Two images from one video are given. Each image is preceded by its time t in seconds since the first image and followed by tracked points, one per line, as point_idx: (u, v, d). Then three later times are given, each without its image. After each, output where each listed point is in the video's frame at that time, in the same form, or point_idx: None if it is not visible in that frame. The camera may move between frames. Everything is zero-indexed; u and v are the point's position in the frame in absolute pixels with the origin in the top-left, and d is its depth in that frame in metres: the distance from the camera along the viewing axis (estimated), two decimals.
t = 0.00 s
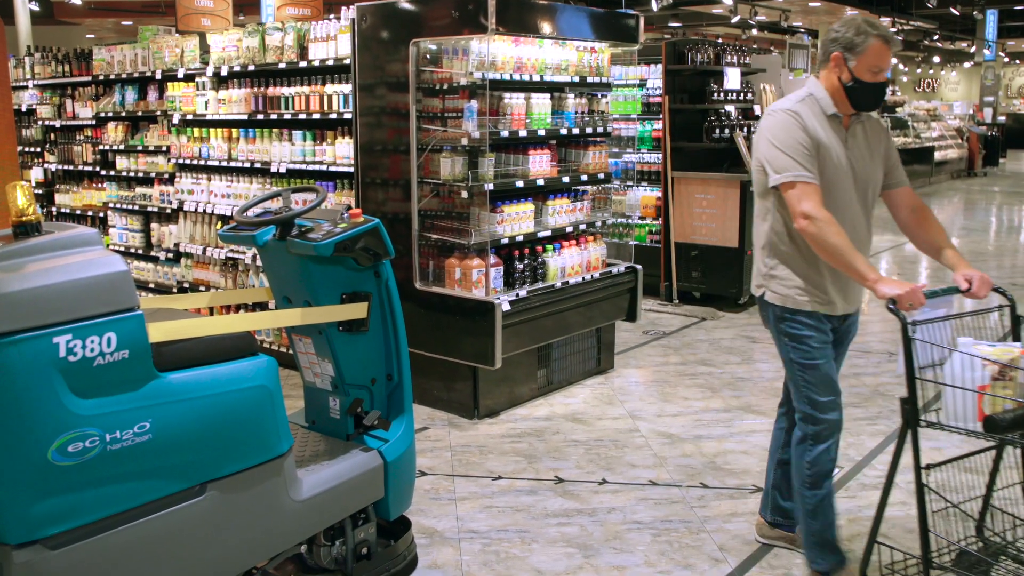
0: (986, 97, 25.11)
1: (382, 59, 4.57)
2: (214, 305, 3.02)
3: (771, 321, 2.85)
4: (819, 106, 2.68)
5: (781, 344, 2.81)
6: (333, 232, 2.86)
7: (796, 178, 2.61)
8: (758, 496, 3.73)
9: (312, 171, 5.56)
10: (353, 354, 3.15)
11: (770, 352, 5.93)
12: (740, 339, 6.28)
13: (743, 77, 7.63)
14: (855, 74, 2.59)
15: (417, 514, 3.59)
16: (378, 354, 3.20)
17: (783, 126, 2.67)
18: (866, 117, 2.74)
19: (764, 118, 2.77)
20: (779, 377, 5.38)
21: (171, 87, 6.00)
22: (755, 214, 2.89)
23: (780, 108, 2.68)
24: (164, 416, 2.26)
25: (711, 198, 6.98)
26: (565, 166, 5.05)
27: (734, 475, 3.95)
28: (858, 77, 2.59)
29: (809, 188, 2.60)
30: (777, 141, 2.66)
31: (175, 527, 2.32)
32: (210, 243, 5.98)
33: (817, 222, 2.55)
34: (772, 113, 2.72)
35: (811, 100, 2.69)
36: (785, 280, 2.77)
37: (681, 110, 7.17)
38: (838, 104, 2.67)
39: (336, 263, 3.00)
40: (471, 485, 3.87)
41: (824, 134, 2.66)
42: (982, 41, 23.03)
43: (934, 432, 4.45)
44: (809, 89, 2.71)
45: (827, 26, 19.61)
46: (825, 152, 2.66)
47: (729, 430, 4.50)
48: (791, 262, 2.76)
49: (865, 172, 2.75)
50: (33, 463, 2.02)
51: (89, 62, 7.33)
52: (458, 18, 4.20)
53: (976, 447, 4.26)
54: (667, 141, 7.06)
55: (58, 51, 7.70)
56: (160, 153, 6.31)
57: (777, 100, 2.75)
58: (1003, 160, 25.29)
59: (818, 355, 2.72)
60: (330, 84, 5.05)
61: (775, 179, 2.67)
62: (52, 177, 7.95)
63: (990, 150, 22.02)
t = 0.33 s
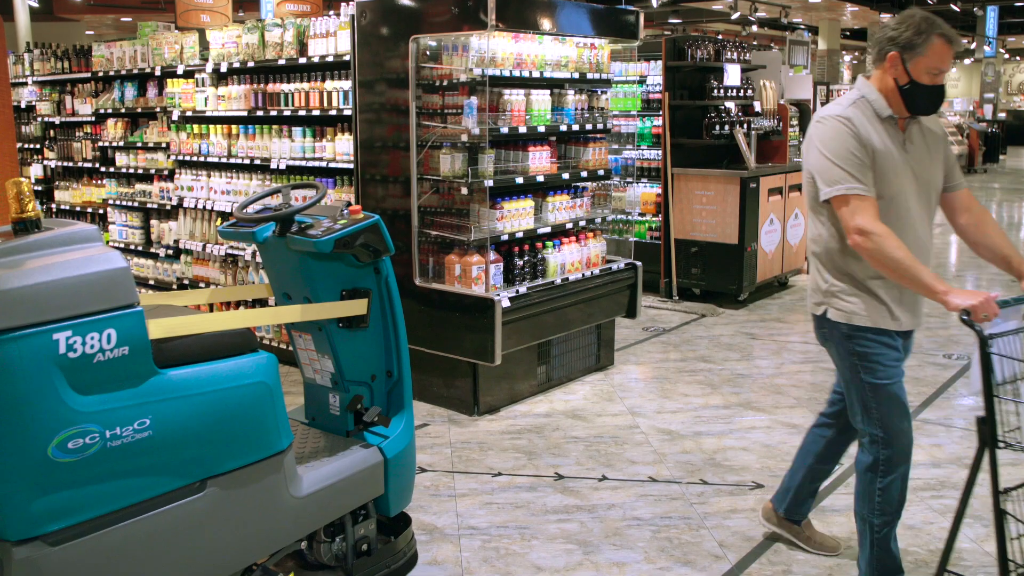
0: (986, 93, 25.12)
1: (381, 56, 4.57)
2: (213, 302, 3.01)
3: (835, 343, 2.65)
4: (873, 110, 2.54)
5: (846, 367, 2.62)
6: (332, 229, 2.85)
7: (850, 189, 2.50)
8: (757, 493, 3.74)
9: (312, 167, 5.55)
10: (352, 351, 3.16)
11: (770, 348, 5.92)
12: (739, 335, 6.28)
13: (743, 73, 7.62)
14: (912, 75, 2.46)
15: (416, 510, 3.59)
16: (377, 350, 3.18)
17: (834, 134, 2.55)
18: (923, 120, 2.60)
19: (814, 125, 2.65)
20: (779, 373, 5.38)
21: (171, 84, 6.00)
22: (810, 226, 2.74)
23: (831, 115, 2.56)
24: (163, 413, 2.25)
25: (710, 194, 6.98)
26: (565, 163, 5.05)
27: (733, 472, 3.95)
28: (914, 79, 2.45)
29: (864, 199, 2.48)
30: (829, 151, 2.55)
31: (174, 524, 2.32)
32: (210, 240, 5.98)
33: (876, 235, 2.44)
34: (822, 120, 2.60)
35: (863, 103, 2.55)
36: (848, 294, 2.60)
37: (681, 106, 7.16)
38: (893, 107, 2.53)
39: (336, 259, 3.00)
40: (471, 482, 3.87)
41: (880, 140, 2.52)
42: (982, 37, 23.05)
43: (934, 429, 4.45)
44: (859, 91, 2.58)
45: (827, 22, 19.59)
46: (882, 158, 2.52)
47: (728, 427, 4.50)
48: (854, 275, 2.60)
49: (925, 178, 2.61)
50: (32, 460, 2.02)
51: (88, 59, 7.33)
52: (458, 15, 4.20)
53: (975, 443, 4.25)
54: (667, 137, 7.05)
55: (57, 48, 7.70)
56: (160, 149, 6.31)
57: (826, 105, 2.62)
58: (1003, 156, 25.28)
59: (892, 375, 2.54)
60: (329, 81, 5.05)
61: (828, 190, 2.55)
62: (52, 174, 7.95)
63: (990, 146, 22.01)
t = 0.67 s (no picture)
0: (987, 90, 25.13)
1: (381, 52, 4.56)
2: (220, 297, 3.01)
3: (865, 344, 2.52)
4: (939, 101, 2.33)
5: (869, 371, 2.50)
6: (339, 224, 2.85)
7: (923, 186, 2.26)
8: (757, 490, 3.73)
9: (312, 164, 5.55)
10: (358, 345, 3.16)
11: (770, 345, 5.92)
12: (739, 332, 6.28)
13: (743, 70, 7.60)
14: (986, 62, 2.28)
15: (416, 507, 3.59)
16: (383, 345, 3.18)
17: (900, 126, 2.31)
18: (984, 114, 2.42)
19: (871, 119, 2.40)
20: (779, 370, 5.38)
21: (171, 80, 6.00)
22: (858, 220, 2.51)
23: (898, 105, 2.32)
24: (173, 407, 2.25)
25: (710, 191, 6.97)
26: (565, 159, 5.05)
27: (733, 468, 3.95)
28: (990, 65, 2.28)
29: (939, 197, 2.25)
30: (893, 144, 2.31)
31: (183, 517, 2.32)
32: (209, 236, 5.98)
33: (954, 237, 2.21)
34: (886, 111, 2.36)
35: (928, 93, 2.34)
36: (898, 301, 2.40)
37: (681, 103, 7.14)
38: (959, 99, 2.34)
39: (342, 254, 2.99)
40: (470, 478, 3.87)
41: (948, 133, 2.31)
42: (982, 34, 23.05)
43: (934, 426, 4.44)
44: (921, 81, 2.36)
45: (828, 18, 19.58)
46: (952, 154, 2.31)
47: (728, 424, 4.50)
48: (907, 281, 2.39)
49: (990, 176, 2.41)
50: (42, 453, 2.02)
51: (88, 56, 7.31)
52: (458, 11, 4.19)
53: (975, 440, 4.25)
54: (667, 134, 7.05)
55: (56, 44, 7.69)
56: (160, 146, 6.30)
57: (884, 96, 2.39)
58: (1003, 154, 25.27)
59: (915, 392, 2.40)
60: (329, 77, 5.04)
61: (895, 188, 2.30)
62: (51, 170, 7.96)
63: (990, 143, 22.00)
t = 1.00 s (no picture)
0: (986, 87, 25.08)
1: (381, 48, 4.56)
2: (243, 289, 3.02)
3: (923, 362, 2.41)
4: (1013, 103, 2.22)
5: (919, 392, 2.43)
6: (358, 217, 2.82)
7: (1002, 193, 2.14)
8: (757, 486, 3.74)
9: (312, 160, 5.54)
10: (376, 337, 3.17)
11: (770, 341, 5.93)
12: (739, 328, 6.29)
13: (743, 65, 7.59)
14: None
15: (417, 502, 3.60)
16: (400, 337, 3.17)
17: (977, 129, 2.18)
18: None
19: (941, 123, 2.29)
20: (779, 366, 5.38)
21: (171, 76, 6.00)
22: (928, 234, 2.40)
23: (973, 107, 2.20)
24: (197, 397, 2.24)
25: (711, 187, 6.97)
26: (565, 155, 5.05)
27: (733, 464, 3.96)
28: None
29: (1019, 204, 2.13)
30: (970, 149, 2.18)
31: (205, 506, 2.32)
32: (210, 232, 5.99)
33: None
34: (960, 114, 2.23)
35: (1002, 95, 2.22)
36: (972, 319, 2.28)
37: (681, 99, 7.13)
38: None
39: (361, 247, 2.98)
40: (470, 474, 3.88)
41: None
42: (983, 29, 23.02)
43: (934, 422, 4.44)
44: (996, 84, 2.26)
45: (828, 14, 19.56)
46: None
47: (728, 420, 4.51)
48: (981, 297, 2.27)
49: None
50: (71, 441, 2.01)
51: (87, 51, 7.30)
52: (458, 7, 4.18)
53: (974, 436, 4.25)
54: (667, 130, 7.04)
55: (56, 40, 7.68)
56: (160, 142, 6.30)
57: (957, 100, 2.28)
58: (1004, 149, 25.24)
59: (967, 417, 2.34)
60: (329, 73, 5.03)
61: (970, 195, 2.19)
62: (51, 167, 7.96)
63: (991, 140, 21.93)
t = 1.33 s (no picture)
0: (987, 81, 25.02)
1: (381, 43, 4.55)
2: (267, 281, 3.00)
3: None
4: None
5: None
6: (381, 210, 2.86)
7: None
8: (757, 480, 3.74)
9: (312, 155, 5.54)
10: (397, 327, 3.19)
11: (770, 336, 5.93)
12: (740, 323, 6.29)
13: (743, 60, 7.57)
14: None
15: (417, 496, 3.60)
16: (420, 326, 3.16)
17: None
18: None
19: None
20: (780, 361, 5.38)
21: (171, 71, 6.00)
22: None
23: None
24: (226, 383, 2.26)
25: (711, 181, 6.97)
26: (566, 150, 5.04)
27: (733, 459, 3.96)
28: None
29: None
30: None
31: (234, 491, 2.32)
32: (210, 227, 5.99)
33: None
34: None
35: None
36: None
37: (681, 94, 7.11)
38: None
39: (382, 239, 3.02)
40: (471, 469, 3.88)
41: None
42: (985, 24, 22.98)
43: (934, 416, 4.45)
44: None
45: (829, 9, 19.52)
46: None
47: (728, 414, 4.51)
48: None
49: None
50: (105, 426, 2.02)
51: (87, 46, 7.30)
52: (458, 1, 4.17)
53: (974, 430, 4.25)
54: (668, 124, 7.03)
55: (55, 35, 7.67)
56: (160, 137, 6.30)
57: None
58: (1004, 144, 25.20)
59: None
60: (329, 68, 5.03)
61: None
62: (51, 161, 7.95)
63: (991, 135, 21.91)
